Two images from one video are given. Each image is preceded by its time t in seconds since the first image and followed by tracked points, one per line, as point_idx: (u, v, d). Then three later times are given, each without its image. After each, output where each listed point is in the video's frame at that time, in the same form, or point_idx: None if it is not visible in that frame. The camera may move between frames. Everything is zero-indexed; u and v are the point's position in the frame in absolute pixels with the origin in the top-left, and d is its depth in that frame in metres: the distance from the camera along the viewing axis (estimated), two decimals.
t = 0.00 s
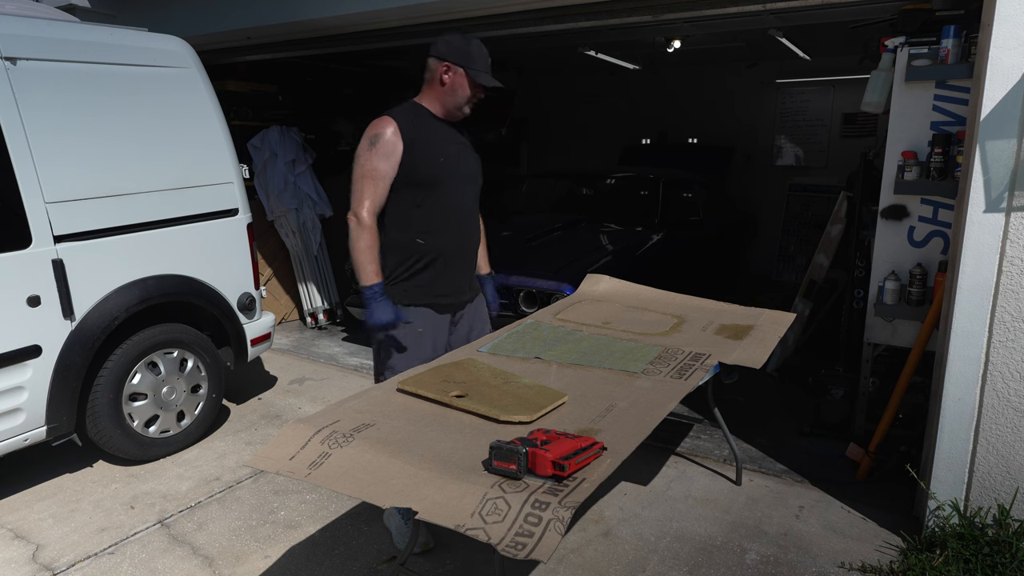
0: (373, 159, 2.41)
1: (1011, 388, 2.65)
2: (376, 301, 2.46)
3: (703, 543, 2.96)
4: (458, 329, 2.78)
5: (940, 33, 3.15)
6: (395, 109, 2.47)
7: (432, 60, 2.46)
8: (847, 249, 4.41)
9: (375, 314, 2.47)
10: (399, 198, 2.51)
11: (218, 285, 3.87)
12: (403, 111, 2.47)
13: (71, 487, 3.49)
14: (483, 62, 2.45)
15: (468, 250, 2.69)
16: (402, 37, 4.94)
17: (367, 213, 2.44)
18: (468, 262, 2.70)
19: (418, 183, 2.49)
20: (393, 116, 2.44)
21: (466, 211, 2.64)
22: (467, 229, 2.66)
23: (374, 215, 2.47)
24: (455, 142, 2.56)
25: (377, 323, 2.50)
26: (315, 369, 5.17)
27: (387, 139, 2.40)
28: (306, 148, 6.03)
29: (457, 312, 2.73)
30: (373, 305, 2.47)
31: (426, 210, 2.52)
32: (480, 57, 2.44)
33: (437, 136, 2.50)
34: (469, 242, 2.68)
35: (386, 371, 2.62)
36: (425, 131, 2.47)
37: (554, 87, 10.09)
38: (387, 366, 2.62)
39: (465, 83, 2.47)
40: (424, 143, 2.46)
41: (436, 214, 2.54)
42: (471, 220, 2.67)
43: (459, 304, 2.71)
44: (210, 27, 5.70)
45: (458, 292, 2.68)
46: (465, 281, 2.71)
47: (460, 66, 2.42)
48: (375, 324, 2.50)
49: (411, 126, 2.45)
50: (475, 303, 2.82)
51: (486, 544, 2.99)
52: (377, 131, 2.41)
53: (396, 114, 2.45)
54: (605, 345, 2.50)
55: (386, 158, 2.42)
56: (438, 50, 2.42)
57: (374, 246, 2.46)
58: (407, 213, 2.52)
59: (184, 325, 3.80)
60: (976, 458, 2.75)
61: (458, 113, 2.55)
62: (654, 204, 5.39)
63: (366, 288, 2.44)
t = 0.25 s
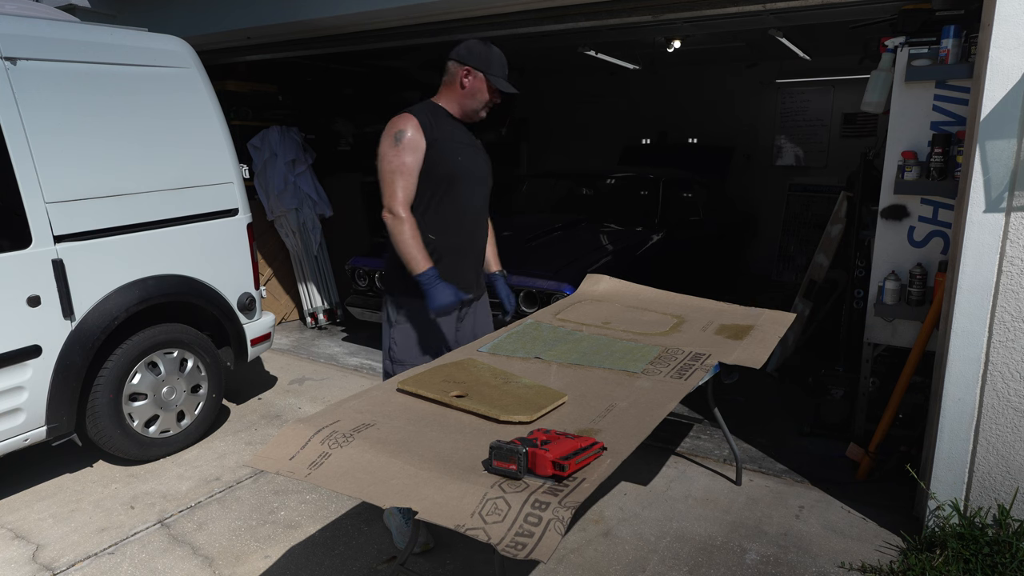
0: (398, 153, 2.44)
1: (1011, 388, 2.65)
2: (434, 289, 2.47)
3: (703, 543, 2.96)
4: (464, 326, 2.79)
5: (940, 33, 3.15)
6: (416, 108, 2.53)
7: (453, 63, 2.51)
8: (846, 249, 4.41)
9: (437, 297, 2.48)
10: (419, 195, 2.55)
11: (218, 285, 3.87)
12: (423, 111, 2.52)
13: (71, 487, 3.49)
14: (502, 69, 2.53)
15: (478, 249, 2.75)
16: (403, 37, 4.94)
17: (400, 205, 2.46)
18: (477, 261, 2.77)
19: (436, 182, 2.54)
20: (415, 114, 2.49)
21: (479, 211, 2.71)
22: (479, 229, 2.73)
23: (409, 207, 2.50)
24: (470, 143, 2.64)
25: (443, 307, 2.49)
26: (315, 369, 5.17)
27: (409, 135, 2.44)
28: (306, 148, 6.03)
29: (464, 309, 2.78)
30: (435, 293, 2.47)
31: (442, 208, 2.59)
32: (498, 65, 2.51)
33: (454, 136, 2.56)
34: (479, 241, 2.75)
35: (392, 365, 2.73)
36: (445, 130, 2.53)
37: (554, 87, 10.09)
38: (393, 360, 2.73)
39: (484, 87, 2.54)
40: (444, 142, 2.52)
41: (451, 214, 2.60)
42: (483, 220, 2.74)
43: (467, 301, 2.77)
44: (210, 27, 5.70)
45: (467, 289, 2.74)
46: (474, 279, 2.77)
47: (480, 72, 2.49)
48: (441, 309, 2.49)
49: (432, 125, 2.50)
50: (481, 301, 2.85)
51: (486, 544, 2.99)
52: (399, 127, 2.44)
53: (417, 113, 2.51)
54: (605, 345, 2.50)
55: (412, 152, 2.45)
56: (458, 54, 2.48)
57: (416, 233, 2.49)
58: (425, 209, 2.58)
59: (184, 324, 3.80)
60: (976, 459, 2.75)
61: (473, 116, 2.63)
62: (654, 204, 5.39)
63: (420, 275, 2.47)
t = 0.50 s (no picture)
0: (405, 152, 2.47)
1: (1011, 388, 2.65)
2: (450, 280, 2.48)
3: (703, 543, 2.96)
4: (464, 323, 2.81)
5: (940, 33, 3.15)
6: (426, 109, 2.56)
7: (466, 69, 2.54)
8: (847, 249, 4.41)
9: (454, 286, 2.49)
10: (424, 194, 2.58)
11: (219, 285, 3.87)
12: (433, 111, 2.55)
13: (71, 487, 3.49)
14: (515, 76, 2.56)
15: (481, 249, 2.77)
16: (403, 37, 4.94)
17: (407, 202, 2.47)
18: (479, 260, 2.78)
19: (442, 182, 2.56)
20: (424, 115, 2.52)
21: (484, 211, 2.72)
22: (483, 229, 2.74)
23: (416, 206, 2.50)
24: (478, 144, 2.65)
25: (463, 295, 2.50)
26: (315, 369, 5.17)
27: (418, 134, 2.49)
28: (306, 148, 6.03)
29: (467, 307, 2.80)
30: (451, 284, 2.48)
31: (445, 207, 2.60)
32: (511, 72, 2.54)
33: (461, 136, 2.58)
34: (483, 241, 2.76)
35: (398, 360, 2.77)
36: (452, 131, 2.55)
37: (554, 87, 10.09)
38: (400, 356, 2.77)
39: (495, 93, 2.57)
40: (450, 142, 2.54)
41: (457, 214, 2.62)
42: (487, 221, 2.75)
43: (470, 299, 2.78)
44: (210, 27, 5.70)
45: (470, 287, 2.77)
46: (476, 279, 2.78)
47: (494, 77, 2.52)
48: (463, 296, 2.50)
49: (438, 125, 2.52)
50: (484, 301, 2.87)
51: (486, 544, 2.99)
52: (408, 127, 2.49)
53: (427, 113, 2.53)
54: (605, 345, 2.50)
55: (420, 151, 2.48)
56: (473, 58, 2.51)
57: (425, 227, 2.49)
58: (429, 209, 2.60)
59: (184, 324, 3.80)
60: (976, 459, 2.75)
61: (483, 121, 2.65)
62: (654, 204, 5.39)
63: (436, 268, 2.47)
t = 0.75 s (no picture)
0: (403, 153, 2.53)
1: (1011, 388, 2.65)
2: (412, 286, 2.56)
3: (703, 543, 2.96)
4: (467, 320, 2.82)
5: (940, 33, 3.15)
6: (430, 110, 2.59)
7: (470, 68, 2.55)
8: (847, 249, 4.41)
9: (414, 293, 2.56)
10: (423, 193, 2.61)
11: (218, 285, 3.87)
12: (436, 113, 2.58)
13: (71, 487, 3.49)
14: (519, 79, 2.53)
15: (484, 249, 2.75)
16: (403, 37, 4.94)
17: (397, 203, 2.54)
18: (482, 260, 2.76)
19: (442, 182, 2.59)
20: (426, 116, 2.56)
21: (488, 212, 2.71)
22: (486, 230, 2.73)
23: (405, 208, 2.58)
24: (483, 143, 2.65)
25: (423, 303, 2.58)
26: (315, 369, 5.17)
27: (418, 136, 2.53)
28: (306, 148, 6.03)
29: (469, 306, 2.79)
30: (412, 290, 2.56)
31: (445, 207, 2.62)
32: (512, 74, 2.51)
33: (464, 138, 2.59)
34: (486, 242, 2.75)
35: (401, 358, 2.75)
36: (453, 132, 2.57)
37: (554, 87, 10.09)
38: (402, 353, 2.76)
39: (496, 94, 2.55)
40: (452, 144, 2.56)
41: (456, 213, 2.63)
42: (491, 221, 2.74)
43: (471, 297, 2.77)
44: (210, 27, 5.70)
45: (472, 286, 2.75)
46: (478, 278, 2.77)
47: (494, 77, 2.50)
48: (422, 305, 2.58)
49: (439, 127, 2.56)
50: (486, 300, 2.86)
51: (486, 544, 2.99)
52: (409, 129, 2.54)
53: (430, 115, 2.57)
54: (605, 345, 2.50)
55: (418, 154, 2.53)
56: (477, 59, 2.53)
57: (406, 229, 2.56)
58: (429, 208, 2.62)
59: (184, 324, 3.81)
60: (976, 459, 2.75)
61: (484, 122, 2.63)
62: (654, 204, 5.39)
63: (403, 272, 2.54)
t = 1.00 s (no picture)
0: (403, 153, 2.53)
1: (1011, 388, 2.65)
2: (411, 278, 2.52)
3: (703, 543, 2.95)
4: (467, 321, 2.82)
5: (940, 33, 3.15)
6: (433, 111, 2.59)
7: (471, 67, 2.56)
8: (847, 249, 4.41)
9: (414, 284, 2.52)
10: (422, 193, 2.62)
11: (218, 285, 3.87)
12: (438, 114, 2.59)
13: (71, 487, 3.49)
14: (518, 81, 2.51)
15: (485, 250, 2.76)
16: (403, 37, 4.94)
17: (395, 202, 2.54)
18: (482, 261, 2.76)
19: (442, 182, 2.59)
20: (427, 117, 2.56)
21: (488, 213, 2.71)
22: (487, 230, 2.73)
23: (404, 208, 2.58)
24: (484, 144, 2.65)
25: (419, 298, 2.52)
26: (315, 369, 5.17)
27: (419, 137, 2.53)
28: (306, 148, 6.03)
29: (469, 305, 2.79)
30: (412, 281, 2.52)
31: (445, 208, 2.62)
32: (510, 75, 2.49)
33: (464, 138, 2.59)
34: (487, 242, 2.75)
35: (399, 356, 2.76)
36: (454, 133, 2.57)
37: (554, 87, 10.09)
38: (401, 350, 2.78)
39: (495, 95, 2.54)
40: (452, 144, 2.56)
41: (457, 213, 2.63)
42: (491, 222, 2.74)
43: (471, 297, 2.78)
44: (210, 27, 5.70)
45: (472, 286, 2.75)
46: (478, 278, 2.77)
47: (491, 77, 2.50)
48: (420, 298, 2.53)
49: (440, 128, 2.55)
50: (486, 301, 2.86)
51: (486, 544, 2.99)
52: (410, 129, 2.54)
53: (431, 116, 2.57)
54: (605, 345, 2.50)
55: (418, 154, 2.53)
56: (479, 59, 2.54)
57: (405, 225, 2.57)
58: (429, 207, 2.62)
59: (184, 324, 3.81)
60: (976, 459, 2.75)
61: (484, 122, 2.63)
62: (654, 204, 5.38)
63: (400, 265, 2.53)
